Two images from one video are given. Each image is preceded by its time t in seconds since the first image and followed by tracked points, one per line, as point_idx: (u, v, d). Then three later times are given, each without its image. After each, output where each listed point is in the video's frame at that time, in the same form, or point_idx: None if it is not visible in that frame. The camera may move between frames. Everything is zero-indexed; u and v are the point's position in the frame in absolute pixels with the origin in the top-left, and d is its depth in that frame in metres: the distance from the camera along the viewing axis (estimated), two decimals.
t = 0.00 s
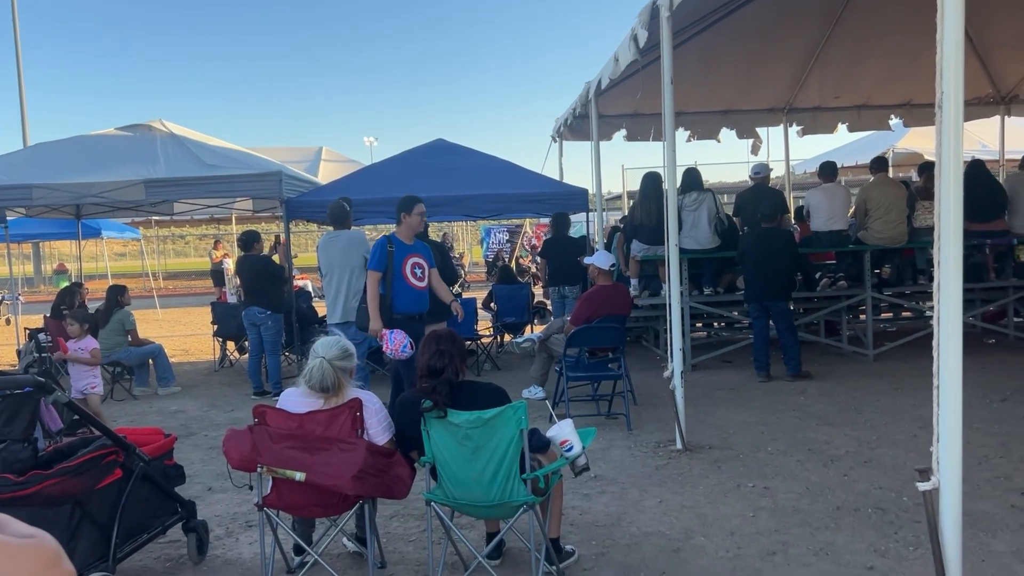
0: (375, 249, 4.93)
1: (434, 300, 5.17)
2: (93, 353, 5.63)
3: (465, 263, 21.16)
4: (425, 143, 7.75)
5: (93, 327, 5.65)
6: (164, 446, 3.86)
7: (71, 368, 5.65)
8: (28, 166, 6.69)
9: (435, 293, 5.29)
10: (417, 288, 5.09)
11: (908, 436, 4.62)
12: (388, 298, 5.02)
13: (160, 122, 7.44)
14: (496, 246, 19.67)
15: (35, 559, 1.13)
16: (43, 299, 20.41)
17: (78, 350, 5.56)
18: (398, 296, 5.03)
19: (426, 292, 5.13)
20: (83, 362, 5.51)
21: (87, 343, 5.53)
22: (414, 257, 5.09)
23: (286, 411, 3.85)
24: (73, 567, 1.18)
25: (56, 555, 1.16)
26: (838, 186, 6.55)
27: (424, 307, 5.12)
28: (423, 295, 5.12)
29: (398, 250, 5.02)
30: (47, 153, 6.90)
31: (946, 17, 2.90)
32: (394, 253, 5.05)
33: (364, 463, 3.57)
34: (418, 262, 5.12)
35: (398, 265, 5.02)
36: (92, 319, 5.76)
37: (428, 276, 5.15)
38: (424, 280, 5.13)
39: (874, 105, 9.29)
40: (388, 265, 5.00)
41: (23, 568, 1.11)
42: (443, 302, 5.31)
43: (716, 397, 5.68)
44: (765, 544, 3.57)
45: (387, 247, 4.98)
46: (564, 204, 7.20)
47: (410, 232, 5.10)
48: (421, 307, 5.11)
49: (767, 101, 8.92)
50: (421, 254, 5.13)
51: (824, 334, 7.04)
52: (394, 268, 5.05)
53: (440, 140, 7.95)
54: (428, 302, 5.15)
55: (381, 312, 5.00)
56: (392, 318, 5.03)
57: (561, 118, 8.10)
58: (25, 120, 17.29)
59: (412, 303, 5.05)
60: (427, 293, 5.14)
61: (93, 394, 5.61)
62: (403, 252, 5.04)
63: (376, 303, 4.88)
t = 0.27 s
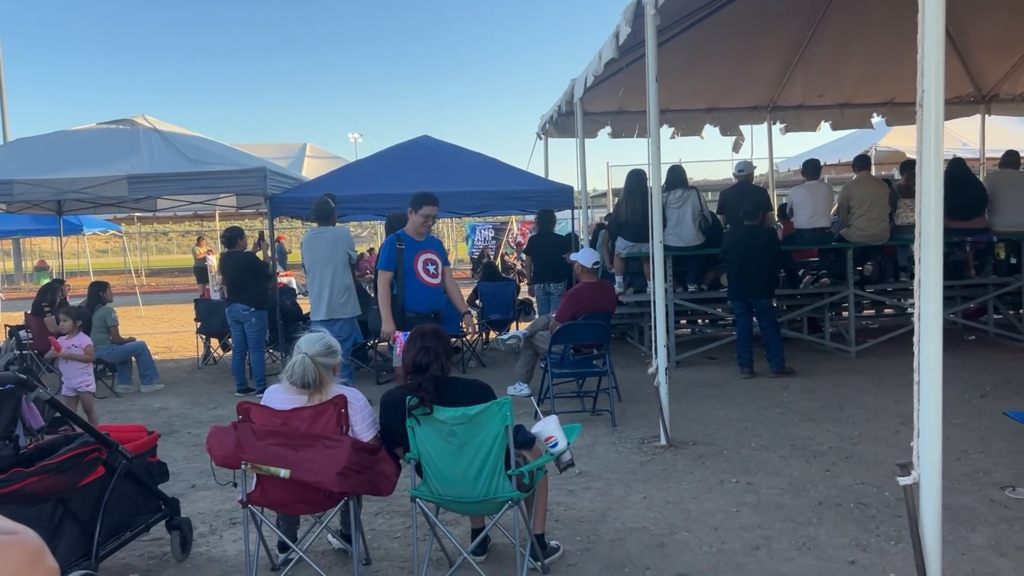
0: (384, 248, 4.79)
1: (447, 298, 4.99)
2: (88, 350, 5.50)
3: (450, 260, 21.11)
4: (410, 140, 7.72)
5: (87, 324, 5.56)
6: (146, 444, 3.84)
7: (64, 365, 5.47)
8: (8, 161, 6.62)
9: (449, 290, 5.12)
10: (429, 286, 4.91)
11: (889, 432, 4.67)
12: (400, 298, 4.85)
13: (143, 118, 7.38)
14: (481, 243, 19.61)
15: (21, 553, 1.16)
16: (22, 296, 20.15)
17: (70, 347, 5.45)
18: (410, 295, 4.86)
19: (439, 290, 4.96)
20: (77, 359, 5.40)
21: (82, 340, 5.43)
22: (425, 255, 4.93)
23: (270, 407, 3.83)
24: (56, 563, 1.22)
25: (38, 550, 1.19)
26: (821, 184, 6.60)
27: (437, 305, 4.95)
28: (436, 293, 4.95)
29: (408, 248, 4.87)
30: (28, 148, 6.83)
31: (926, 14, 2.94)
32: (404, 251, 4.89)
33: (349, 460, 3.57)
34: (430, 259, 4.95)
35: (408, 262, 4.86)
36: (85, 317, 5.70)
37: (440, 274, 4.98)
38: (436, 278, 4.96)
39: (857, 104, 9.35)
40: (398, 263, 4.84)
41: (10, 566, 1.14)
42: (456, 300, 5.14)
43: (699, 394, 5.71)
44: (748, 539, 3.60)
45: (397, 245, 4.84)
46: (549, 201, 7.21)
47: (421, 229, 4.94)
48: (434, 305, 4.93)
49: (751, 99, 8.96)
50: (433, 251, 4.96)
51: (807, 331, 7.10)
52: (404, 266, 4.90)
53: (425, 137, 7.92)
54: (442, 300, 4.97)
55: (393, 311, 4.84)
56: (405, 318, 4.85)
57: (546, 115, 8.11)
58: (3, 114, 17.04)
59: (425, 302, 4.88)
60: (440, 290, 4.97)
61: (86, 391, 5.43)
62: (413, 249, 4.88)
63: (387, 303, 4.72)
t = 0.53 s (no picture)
0: (403, 244, 4.47)
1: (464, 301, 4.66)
2: (72, 349, 5.45)
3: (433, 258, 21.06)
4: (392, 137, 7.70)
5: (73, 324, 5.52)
6: (125, 443, 3.81)
7: (46, 363, 5.40)
8: None
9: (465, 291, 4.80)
10: (446, 287, 4.59)
11: (868, 429, 4.71)
12: (414, 297, 4.54)
13: (123, 115, 7.33)
14: (465, 241, 19.56)
15: None
16: None
17: (54, 345, 5.41)
18: (425, 294, 4.54)
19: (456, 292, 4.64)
20: (60, 358, 5.34)
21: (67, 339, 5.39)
22: (445, 254, 4.60)
23: (249, 406, 3.81)
24: (32, 563, 1.24)
25: (14, 553, 1.21)
26: (802, 183, 6.67)
27: (453, 307, 4.62)
28: (453, 295, 4.62)
29: (427, 245, 4.54)
30: (6, 144, 6.76)
31: (904, 16, 2.94)
32: (423, 248, 4.56)
33: (329, 459, 3.55)
34: (449, 258, 4.62)
35: (426, 260, 4.54)
36: (71, 316, 5.65)
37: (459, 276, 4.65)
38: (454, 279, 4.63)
39: (837, 104, 9.42)
40: (416, 260, 4.52)
41: None
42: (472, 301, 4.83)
43: (681, 391, 5.73)
44: (728, 536, 3.62)
45: (417, 241, 4.50)
46: (531, 199, 7.21)
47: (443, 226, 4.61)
48: (450, 307, 4.61)
49: (733, 99, 8.99)
50: (452, 250, 4.63)
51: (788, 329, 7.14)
52: (422, 264, 4.58)
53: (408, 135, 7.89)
54: (458, 302, 4.65)
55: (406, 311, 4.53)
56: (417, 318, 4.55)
57: (529, 114, 8.11)
58: None
59: (440, 303, 4.56)
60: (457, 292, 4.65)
61: (67, 391, 5.34)
62: (433, 247, 4.55)
63: (401, 302, 4.41)
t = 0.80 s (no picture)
0: (424, 240, 4.15)
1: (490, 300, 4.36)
2: (47, 351, 5.37)
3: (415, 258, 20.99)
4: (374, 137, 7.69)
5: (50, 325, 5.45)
6: (101, 444, 3.76)
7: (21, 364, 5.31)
8: None
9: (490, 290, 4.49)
10: (472, 285, 4.27)
11: (845, 428, 4.74)
12: (438, 296, 4.21)
13: (100, 113, 7.29)
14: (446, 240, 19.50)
15: None
16: None
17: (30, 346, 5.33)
18: (450, 293, 4.22)
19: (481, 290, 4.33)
20: (34, 359, 5.24)
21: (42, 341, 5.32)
22: (468, 250, 4.28)
23: (227, 408, 3.78)
24: None
25: None
26: (781, 184, 6.71)
27: (478, 306, 4.32)
28: (478, 293, 4.31)
29: (450, 241, 4.22)
30: None
31: (878, 18, 2.96)
32: (446, 245, 4.24)
33: (307, 460, 3.53)
34: (473, 255, 4.31)
35: (450, 257, 4.22)
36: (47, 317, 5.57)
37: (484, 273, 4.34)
38: (479, 276, 4.32)
39: (816, 105, 9.50)
40: (440, 257, 4.20)
41: None
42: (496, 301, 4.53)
43: (661, 391, 5.76)
44: (706, 535, 3.64)
45: (439, 237, 4.19)
46: (512, 199, 7.23)
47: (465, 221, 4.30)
48: (475, 306, 4.30)
49: (712, 100, 9.04)
50: (476, 246, 4.32)
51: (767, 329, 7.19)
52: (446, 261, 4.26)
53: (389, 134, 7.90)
54: (483, 301, 4.33)
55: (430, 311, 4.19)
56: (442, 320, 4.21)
57: (510, 114, 8.12)
58: None
59: (466, 302, 4.24)
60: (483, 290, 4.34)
61: (41, 393, 5.26)
62: (457, 243, 4.23)
63: (427, 301, 4.07)
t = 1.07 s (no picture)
0: (437, 239, 4.07)
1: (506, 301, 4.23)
2: (15, 353, 5.31)
3: (395, 258, 20.92)
4: (353, 136, 7.67)
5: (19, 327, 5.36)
6: (74, 447, 3.72)
7: None
8: None
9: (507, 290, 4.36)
10: (486, 286, 4.16)
11: (821, 427, 4.79)
12: (451, 297, 4.11)
13: (74, 113, 7.21)
14: (426, 240, 19.43)
15: None
16: None
17: None
18: (463, 294, 4.11)
19: (496, 291, 4.21)
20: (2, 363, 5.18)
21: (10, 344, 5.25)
22: (483, 249, 4.18)
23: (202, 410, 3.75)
24: None
25: None
26: (758, 186, 6.76)
27: (492, 308, 4.20)
28: (493, 294, 4.19)
29: (463, 241, 4.12)
30: None
31: (851, 19, 2.98)
32: (459, 244, 4.14)
33: (284, 462, 3.51)
34: (488, 254, 4.20)
35: (463, 257, 4.12)
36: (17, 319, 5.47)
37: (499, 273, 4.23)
38: (494, 277, 4.21)
39: (793, 107, 9.59)
40: (452, 258, 4.10)
41: None
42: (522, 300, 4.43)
43: (640, 391, 5.78)
44: (683, 535, 3.65)
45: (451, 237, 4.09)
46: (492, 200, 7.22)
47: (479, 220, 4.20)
48: (490, 308, 4.19)
49: (691, 101, 9.09)
50: (491, 246, 4.22)
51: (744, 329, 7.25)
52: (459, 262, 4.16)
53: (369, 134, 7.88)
54: (498, 303, 4.22)
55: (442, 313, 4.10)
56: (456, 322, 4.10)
57: (490, 115, 8.14)
58: None
59: (480, 304, 4.12)
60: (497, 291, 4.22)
61: (9, 396, 5.21)
62: (470, 243, 4.13)
63: (438, 301, 3.99)
